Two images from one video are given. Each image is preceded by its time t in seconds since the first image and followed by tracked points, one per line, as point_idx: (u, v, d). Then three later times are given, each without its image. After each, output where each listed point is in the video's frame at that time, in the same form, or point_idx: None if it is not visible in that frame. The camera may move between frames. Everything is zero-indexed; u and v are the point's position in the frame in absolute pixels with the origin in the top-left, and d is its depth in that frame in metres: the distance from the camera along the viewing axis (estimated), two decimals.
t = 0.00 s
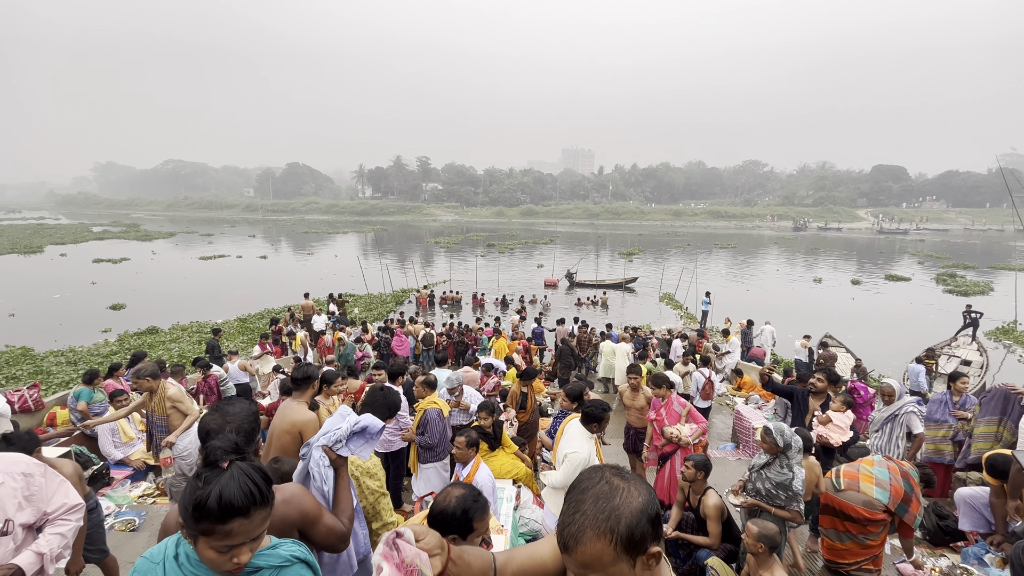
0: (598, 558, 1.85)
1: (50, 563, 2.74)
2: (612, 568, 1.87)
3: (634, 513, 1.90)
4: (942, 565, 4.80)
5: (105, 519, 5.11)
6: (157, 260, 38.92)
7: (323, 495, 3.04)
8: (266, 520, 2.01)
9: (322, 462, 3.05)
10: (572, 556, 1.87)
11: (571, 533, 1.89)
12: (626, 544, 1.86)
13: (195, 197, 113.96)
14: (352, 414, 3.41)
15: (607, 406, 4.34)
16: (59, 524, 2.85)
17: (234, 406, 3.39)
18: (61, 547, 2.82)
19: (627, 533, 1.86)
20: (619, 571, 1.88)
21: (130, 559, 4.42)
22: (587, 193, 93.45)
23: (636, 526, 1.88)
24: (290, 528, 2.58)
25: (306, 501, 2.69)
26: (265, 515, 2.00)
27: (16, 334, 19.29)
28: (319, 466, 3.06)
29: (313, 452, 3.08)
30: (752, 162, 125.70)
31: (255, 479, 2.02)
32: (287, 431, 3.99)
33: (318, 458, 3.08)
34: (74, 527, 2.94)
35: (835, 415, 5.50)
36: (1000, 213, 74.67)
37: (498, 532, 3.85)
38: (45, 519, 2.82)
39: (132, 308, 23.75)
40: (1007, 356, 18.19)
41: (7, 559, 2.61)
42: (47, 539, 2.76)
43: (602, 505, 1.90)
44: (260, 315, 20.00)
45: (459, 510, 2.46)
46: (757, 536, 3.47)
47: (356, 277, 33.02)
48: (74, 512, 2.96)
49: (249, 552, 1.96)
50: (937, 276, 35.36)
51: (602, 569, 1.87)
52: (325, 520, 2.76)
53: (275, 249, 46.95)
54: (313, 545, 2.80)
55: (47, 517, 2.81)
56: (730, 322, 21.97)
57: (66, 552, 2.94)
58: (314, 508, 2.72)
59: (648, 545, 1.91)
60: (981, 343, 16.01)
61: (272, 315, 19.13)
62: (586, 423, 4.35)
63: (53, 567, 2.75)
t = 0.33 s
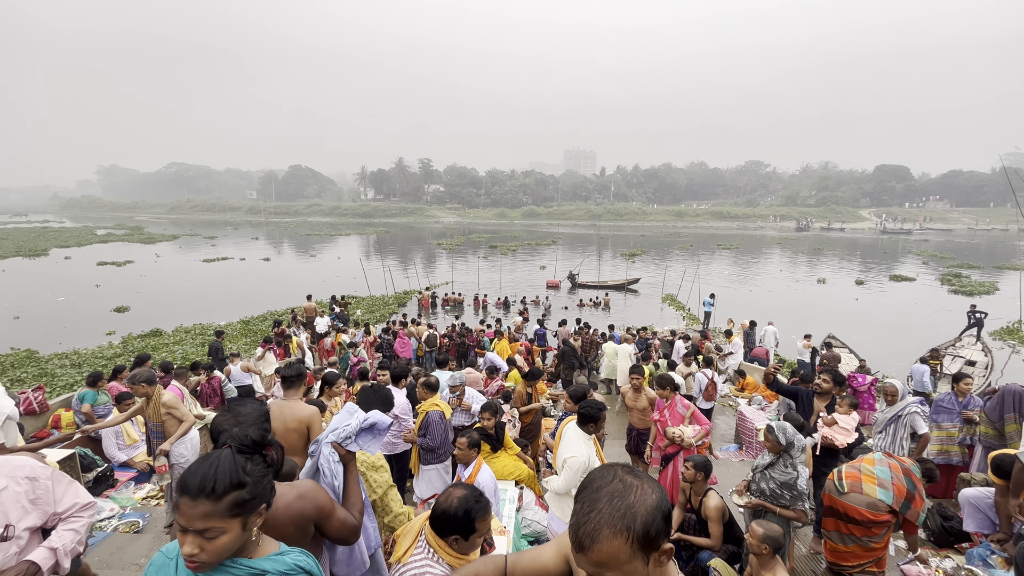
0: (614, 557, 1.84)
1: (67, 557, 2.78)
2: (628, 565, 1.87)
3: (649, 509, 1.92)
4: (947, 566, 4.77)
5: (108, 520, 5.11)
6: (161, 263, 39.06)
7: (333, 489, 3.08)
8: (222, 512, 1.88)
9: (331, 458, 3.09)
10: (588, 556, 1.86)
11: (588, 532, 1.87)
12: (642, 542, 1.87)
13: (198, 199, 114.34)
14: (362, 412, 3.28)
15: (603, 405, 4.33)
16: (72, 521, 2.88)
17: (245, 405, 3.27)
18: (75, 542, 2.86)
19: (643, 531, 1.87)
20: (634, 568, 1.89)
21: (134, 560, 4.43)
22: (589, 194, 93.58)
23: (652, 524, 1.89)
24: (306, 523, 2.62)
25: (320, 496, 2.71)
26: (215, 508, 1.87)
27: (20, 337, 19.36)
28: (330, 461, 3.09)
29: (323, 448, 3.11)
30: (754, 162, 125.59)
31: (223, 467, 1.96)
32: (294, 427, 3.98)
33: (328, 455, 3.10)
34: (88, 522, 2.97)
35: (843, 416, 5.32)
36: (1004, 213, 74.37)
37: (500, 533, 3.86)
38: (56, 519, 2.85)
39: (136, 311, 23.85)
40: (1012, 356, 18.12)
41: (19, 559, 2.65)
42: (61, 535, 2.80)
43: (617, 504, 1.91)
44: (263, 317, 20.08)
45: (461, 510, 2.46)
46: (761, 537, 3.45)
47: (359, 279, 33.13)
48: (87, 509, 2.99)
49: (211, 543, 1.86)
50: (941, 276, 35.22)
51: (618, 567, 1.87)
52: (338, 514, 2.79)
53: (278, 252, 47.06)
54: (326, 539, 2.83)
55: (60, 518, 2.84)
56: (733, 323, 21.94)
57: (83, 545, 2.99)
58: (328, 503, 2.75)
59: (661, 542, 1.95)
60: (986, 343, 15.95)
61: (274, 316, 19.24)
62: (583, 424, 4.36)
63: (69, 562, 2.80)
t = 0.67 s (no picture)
0: (619, 542, 1.84)
1: (85, 548, 2.82)
2: (632, 555, 1.87)
3: (660, 504, 1.93)
4: (951, 567, 4.75)
5: (112, 522, 5.12)
6: (164, 265, 39.17)
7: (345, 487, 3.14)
8: (177, 505, 1.87)
9: (342, 456, 3.18)
10: (592, 538, 1.87)
11: (597, 514, 1.89)
12: (649, 533, 1.88)
13: (200, 202, 114.59)
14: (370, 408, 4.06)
15: (604, 408, 4.35)
16: (87, 514, 2.90)
17: (266, 404, 3.23)
18: (92, 533, 2.90)
19: (652, 524, 1.88)
20: (637, 561, 1.88)
21: (139, 561, 4.44)
22: (590, 195, 93.47)
23: (660, 518, 1.91)
24: (327, 517, 2.68)
25: (338, 491, 2.76)
26: (175, 500, 1.87)
27: (25, 340, 19.42)
28: (340, 459, 3.17)
29: (333, 446, 3.21)
30: (756, 162, 125.26)
31: (193, 463, 1.97)
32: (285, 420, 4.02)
33: (339, 453, 3.17)
34: (104, 513, 2.99)
35: (845, 417, 5.31)
36: (1008, 212, 73.93)
37: (502, 535, 3.85)
38: (69, 513, 2.86)
39: (139, 313, 23.89)
40: (1018, 356, 17.98)
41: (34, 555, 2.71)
42: (76, 528, 2.82)
43: (630, 492, 1.94)
44: (265, 319, 20.13)
45: (465, 510, 2.47)
46: (767, 539, 3.44)
47: (361, 280, 33.13)
48: (100, 501, 2.98)
49: (165, 539, 1.85)
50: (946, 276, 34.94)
51: (622, 554, 1.86)
52: (353, 509, 2.85)
53: (280, 253, 47.07)
54: (343, 533, 2.89)
55: (72, 512, 2.85)
56: (735, 323, 21.89)
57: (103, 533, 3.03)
58: (346, 498, 2.80)
59: (667, 539, 1.94)
60: (990, 343, 15.85)
61: (277, 318, 19.26)
62: (583, 426, 4.37)
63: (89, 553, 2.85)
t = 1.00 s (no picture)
0: (613, 545, 1.84)
1: (86, 549, 2.85)
2: (626, 559, 1.86)
3: (656, 509, 1.92)
4: (955, 569, 4.73)
5: (117, 522, 5.14)
6: (168, 266, 39.41)
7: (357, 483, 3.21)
8: (177, 504, 1.89)
9: (353, 452, 3.24)
10: (586, 540, 1.88)
11: (592, 517, 1.89)
12: (644, 538, 1.87)
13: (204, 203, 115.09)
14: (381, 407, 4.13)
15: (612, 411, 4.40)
16: (87, 515, 2.92)
17: (283, 401, 3.08)
18: (93, 535, 2.92)
19: (647, 528, 1.87)
20: (631, 565, 1.88)
21: (143, 561, 4.45)
22: (593, 195, 93.43)
23: (656, 523, 1.89)
24: (346, 511, 2.74)
25: (356, 486, 2.83)
26: (175, 499, 1.90)
27: (29, 340, 19.55)
28: (351, 455, 3.24)
29: (343, 444, 3.27)
30: (759, 162, 124.95)
31: (194, 464, 1.99)
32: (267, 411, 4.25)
33: (350, 451, 3.24)
34: (104, 514, 3.01)
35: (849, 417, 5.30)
36: (1014, 212, 73.50)
37: (505, 535, 3.86)
38: (70, 514, 2.87)
39: (143, 313, 24.04)
40: None
41: (38, 554, 2.71)
42: (78, 529, 2.84)
43: (625, 495, 1.94)
44: (269, 320, 20.24)
45: (467, 512, 2.47)
46: (771, 541, 3.43)
47: (363, 281, 33.23)
48: (101, 502, 3.00)
49: (167, 536, 1.89)
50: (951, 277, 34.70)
51: (615, 559, 1.86)
52: (369, 503, 2.90)
53: (284, 254, 47.26)
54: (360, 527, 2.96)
55: (74, 513, 2.86)
56: (738, 324, 21.87)
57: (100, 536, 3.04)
58: (363, 492, 2.87)
59: (662, 545, 1.92)
60: (995, 343, 15.76)
61: (280, 319, 19.36)
62: (591, 428, 4.39)
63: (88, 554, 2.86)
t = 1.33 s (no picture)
0: (606, 533, 1.84)
1: (71, 558, 2.81)
2: (618, 548, 1.85)
3: (652, 502, 1.91)
4: (959, 570, 4.73)
5: (118, 521, 5.14)
6: (170, 266, 39.52)
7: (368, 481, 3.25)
8: (181, 501, 1.90)
9: (364, 450, 3.28)
10: (578, 528, 1.89)
11: (586, 505, 1.91)
12: (637, 530, 1.86)
13: (206, 203, 115.44)
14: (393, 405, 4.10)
15: (631, 425, 4.42)
16: (77, 522, 2.90)
17: (304, 398, 3.06)
18: (80, 543, 2.89)
19: (641, 519, 1.86)
20: (624, 557, 1.86)
21: (143, 561, 4.45)
22: (594, 195, 93.37)
23: (651, 515, 1.87)
24: (361, 506, 2.76)
25: (368, 483, 2.84)
26: (179, 496, 1.91)
27: (32, 340, 19.61)
28: (362, 453, 3.28)
29: (356, 441, 3.30)
30: (761, 162, 124.68)
31: (197, 461, 2.00)
32: (250, 411, 4.68)
33: (361, 448, 3.28)
34: (93, 523, 2.99)
35: (853, 418, 5.29)
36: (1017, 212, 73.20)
37: (507, 535, 3.87)
38: (62, 518, 2.86)
39: (146, 313, 24.10)
40: None
41: (27, 559, 2.67)
42: (66, 536, 2.82)
43: (622, 485, 1.94)
44: (270, 319, 20.28)
45: (468, 510, 2.48)
46: (773, 541, 3.41)
47: (364, 281, 33.25)
48: (92, 510, 2.99)
49: (171, 531, 1.90)
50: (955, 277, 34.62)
51: (607, 548, 1.86)
52: (380, 500, 2.91)
53: (285, 254, 47.33)
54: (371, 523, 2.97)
55: (65, 519, 2.85)
56: (739, 323, 21.87)
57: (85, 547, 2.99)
58: (374, 489, 2.87)
59: (657, 538, 1.90)
60: (998, 344, 15.71)
61: (281, 318, 19.39)
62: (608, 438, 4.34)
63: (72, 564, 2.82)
